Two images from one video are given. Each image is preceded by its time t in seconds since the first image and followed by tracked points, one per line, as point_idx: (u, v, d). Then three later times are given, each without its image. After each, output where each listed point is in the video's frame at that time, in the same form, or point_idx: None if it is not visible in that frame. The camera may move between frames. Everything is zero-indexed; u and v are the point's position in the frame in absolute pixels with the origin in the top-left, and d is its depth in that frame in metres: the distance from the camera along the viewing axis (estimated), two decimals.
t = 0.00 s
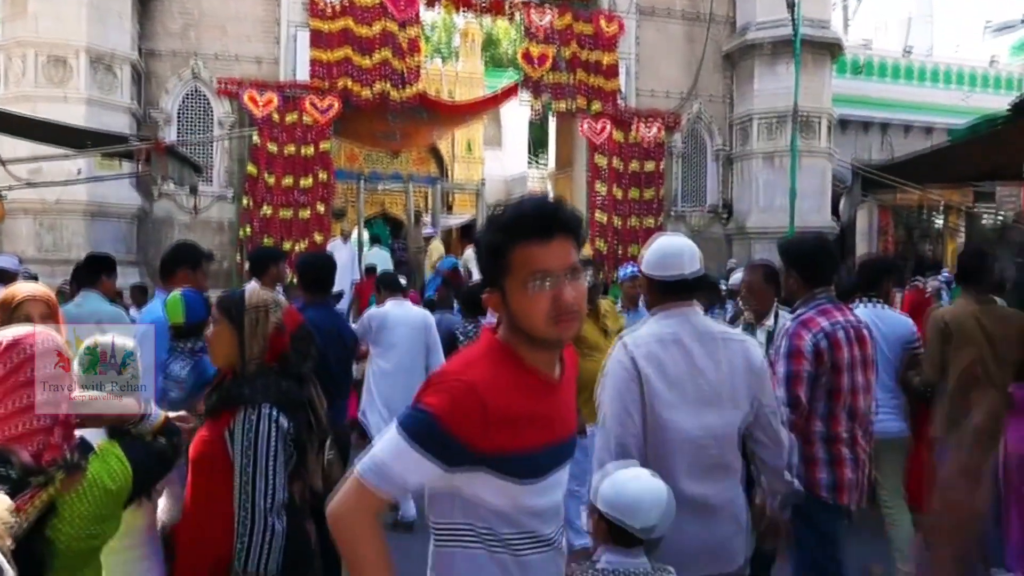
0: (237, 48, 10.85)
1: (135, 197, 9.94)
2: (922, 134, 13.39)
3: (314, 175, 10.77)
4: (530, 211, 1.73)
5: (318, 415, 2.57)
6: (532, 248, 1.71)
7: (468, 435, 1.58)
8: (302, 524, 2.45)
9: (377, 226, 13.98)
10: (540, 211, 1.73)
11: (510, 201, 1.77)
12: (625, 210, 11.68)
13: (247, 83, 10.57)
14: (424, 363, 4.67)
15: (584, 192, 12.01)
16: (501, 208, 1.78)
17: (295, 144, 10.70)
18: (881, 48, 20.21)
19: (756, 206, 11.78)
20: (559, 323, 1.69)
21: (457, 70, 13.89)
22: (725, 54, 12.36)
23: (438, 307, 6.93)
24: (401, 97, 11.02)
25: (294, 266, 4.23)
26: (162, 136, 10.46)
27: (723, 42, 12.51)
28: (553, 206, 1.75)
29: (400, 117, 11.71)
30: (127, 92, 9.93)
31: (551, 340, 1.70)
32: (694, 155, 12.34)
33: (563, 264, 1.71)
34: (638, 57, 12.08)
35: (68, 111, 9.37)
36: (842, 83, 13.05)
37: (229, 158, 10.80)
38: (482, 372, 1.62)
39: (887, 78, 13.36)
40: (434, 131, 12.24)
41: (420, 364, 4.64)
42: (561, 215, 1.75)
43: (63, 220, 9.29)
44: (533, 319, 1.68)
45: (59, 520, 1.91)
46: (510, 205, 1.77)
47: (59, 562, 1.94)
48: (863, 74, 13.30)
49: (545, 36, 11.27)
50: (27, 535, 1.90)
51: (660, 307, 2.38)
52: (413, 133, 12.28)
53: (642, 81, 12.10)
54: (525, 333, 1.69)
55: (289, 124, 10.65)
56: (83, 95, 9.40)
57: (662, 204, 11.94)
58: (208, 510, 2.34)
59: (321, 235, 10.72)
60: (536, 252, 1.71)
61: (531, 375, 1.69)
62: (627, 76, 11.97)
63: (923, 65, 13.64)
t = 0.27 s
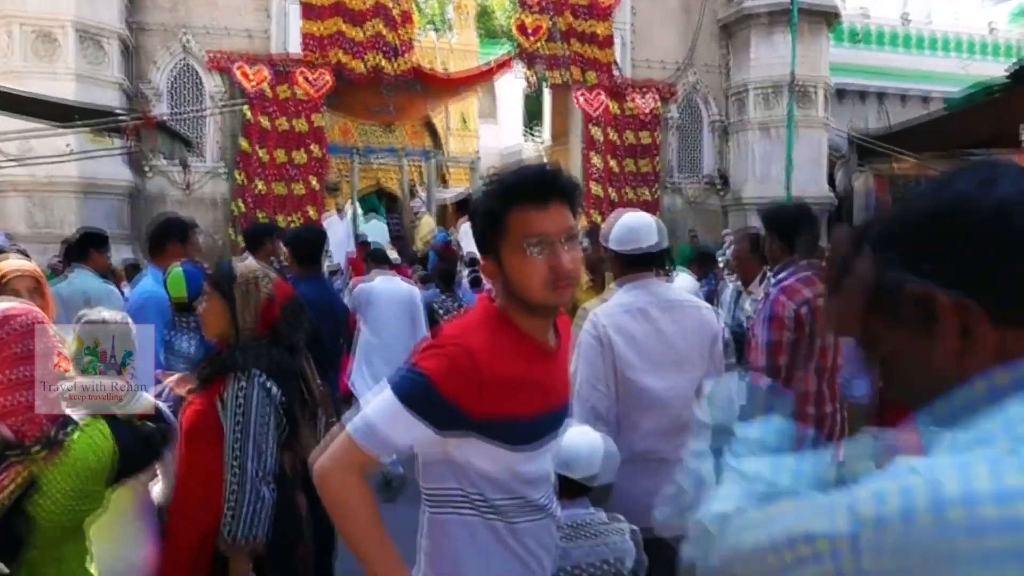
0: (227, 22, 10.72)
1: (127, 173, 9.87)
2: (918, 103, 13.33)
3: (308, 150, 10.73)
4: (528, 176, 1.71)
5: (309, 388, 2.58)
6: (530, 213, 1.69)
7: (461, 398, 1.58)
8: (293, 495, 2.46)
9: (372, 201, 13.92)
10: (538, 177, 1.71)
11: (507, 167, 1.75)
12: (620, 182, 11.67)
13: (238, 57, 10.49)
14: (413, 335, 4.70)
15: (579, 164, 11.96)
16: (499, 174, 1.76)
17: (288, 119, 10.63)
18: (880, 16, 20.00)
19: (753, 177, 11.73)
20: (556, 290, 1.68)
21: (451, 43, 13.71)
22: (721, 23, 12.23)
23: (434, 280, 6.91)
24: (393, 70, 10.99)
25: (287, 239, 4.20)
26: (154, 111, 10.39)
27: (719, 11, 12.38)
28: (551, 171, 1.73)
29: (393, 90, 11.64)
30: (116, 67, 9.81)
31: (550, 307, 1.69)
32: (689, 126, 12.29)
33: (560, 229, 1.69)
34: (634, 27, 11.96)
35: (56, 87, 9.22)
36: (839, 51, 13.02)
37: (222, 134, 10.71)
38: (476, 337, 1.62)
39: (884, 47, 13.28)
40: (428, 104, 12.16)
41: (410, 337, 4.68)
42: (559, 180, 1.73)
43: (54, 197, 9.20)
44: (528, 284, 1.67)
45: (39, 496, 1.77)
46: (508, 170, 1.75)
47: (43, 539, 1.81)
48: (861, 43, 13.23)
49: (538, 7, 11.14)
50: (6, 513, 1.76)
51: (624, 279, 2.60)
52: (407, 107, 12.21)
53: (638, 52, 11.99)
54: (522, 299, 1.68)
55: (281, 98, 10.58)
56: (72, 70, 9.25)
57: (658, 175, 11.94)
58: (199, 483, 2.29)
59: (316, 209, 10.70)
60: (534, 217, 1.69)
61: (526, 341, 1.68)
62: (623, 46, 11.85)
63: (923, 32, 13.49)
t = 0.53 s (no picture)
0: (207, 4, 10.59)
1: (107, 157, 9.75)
2: (901, 82, 13.34)
3: (292, 134, 10.50)
4: (508, 154, 1.68)
5: (293, 370, 2.53)
6: (509, 191, 1.65)
7: (439, 380, 1.56)
8: (275, 475, 2.46)
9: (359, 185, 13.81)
10: (518, 155, 1.68)
11: (487, 146, 1.72)
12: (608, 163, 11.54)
13: (219, 38, 10.36)
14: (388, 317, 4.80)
15: (565, 146, 11.92)
16: (479, 152, 1.73)
17: (270, 102, 10.47)
18: None
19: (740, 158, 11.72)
20: (535, 270, 1.65)
21: (436, 24, 13.56)
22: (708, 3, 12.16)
23: (419, 264, 6.87)
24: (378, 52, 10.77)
25: (268, 223, 4.17)
26: (134, 94, 10.26)
27: None
28: (531, 149, 1.70)
29: (377, 72, 11.50)
30: (94, 50, 9.67)
31: (529, 288, 1.66)
32: (675, 107, 12.23)
33: (539, 207, 1.66)
34: (620, 8, 11.90)
35: (32, 70, 9.04)
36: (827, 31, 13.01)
37: (204, 117, 10.60)
38: (453, 317, 1.61)
39: (872, 28, 13.16)
40: (413, 86, 12.01)
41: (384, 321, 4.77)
42: (540, 158, 1.70)
43: (33, 183, 9.08)
44: (505, 261, 1.64)
45: (8, 487, 1.66)
46: (487, 149, 1.72)
47: (14, 527, 1.71)
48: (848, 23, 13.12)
49: None
50: None
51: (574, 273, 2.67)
52: (391, 89, 12.06)
53: (624, 32, 11.95)
54: (500, 279, 1.65)
55: (264, 80, 10.44)
56: (49, 53, 9.09)
57: (644, 157, 11.77)
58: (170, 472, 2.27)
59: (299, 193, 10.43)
60: (512, 196, 1.66)
61: (507, 322, 1.67)
62: (608, 28, 11.81)
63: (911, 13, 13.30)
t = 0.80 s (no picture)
0: None
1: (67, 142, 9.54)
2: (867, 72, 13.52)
3: (257, 119, 10.30)
4: (458, 133, 1.62)
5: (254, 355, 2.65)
6: (458, 173, 1.61)
7: (389, 366, 1.54)
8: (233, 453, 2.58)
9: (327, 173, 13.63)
10: (469, 134, 1.62)
11: (437, 126, 1.67)
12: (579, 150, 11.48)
13: (183, 22, 10.16)
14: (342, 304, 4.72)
15: (535, 133, 11.90)
16: (430, 133, 1.68)
17: (235, 87, 10.25)
18: None
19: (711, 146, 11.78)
20: (487, 253, 1.61)
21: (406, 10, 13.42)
22: None
23: (386, 251, 6.81)
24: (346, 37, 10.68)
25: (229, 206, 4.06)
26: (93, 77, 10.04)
27: None
28: (482, 129, 1.65)
29: (346, 57, 11.35)
30: (53, 32, 9.44)
31: (481, 273, 1.63)
32: (644, 96, 12.22)
33: (489, 190, 1.62)
34: None
35: None
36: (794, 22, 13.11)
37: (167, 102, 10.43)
38: (403, 303, 1.58)
39: (841, 18, 13.21)
40: (382, 72, 11.86)
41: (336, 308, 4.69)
42: (491, 139, 1.65)
43: None
44: (455, 245, 1.60)
45: None
46: (437, 129, 1.67)
47: None
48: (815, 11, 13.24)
49: None
50: None
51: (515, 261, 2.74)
52: (359, 75, 11.91)
53: (596, 20, 11.94)
54: (452, 264, 1.62)
55: (230, 64, 10.22)
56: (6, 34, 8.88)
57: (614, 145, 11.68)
58: (140, 440, 2.38)
59: (264, 180, 10.32)
60: (463, 178, 1.61)
61: (460, 306, 1.63)
62: (579, 15, 11.77)
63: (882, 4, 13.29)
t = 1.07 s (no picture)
0: None
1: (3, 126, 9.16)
2: (818, 66, 13.76)
3: (205, 106, 10.05)
4: (383, 118, 1.59)
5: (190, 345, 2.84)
6: (384, 159, 1.57)
7: (316, 355, 1.50)
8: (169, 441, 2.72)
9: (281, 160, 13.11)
10: (394, 119, 1.59)
11: (363, 112, 1.63)
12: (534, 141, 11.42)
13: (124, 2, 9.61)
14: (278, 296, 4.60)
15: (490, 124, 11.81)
16: (355, 119, 1.64)
17: (182, 72, 9.95)
18: None
19: (666, 138, 11.86)
20: (416, 239, 1.57)
21: None
22: None
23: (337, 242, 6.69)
24: (299, 23, 10.51)
25: (169, 192, 3.92)
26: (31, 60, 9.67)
27: None
28: (408, 114, 1.61)
29: (298, 43, 11.24)
30: None
31: (407, 260, 1.59)
32: (600, 86, 12.23)
33: (413, 176, 1.57)
34: None
35: None
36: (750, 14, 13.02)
37: (111, 86, 10.25)
38: (331, 291, 1.53)
39: (792, 13, 13.34)
40: (337, 60, 11.68)
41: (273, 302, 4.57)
42: (416, 123, 1.61)
43: None
44: (381, 232, 1.56)
45: None
46: (363, 116, 1.63)
47: None
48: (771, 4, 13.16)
49: None
50: None
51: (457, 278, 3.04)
52: (314, 62, 11.65)
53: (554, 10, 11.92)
54: (380, 250, 1.58)
55: (178, 50, 9.92)
56: None
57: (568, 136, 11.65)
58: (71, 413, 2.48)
59: (210, 168, 10.06)
60: (388, 163, 1.57)
61: (391, 294, 1.59)
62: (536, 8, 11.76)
63: None
